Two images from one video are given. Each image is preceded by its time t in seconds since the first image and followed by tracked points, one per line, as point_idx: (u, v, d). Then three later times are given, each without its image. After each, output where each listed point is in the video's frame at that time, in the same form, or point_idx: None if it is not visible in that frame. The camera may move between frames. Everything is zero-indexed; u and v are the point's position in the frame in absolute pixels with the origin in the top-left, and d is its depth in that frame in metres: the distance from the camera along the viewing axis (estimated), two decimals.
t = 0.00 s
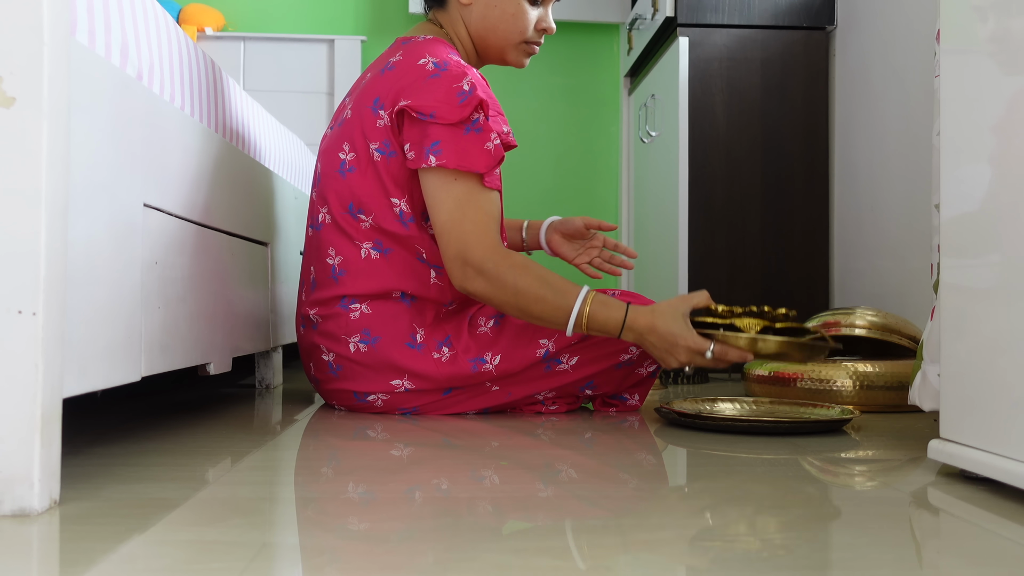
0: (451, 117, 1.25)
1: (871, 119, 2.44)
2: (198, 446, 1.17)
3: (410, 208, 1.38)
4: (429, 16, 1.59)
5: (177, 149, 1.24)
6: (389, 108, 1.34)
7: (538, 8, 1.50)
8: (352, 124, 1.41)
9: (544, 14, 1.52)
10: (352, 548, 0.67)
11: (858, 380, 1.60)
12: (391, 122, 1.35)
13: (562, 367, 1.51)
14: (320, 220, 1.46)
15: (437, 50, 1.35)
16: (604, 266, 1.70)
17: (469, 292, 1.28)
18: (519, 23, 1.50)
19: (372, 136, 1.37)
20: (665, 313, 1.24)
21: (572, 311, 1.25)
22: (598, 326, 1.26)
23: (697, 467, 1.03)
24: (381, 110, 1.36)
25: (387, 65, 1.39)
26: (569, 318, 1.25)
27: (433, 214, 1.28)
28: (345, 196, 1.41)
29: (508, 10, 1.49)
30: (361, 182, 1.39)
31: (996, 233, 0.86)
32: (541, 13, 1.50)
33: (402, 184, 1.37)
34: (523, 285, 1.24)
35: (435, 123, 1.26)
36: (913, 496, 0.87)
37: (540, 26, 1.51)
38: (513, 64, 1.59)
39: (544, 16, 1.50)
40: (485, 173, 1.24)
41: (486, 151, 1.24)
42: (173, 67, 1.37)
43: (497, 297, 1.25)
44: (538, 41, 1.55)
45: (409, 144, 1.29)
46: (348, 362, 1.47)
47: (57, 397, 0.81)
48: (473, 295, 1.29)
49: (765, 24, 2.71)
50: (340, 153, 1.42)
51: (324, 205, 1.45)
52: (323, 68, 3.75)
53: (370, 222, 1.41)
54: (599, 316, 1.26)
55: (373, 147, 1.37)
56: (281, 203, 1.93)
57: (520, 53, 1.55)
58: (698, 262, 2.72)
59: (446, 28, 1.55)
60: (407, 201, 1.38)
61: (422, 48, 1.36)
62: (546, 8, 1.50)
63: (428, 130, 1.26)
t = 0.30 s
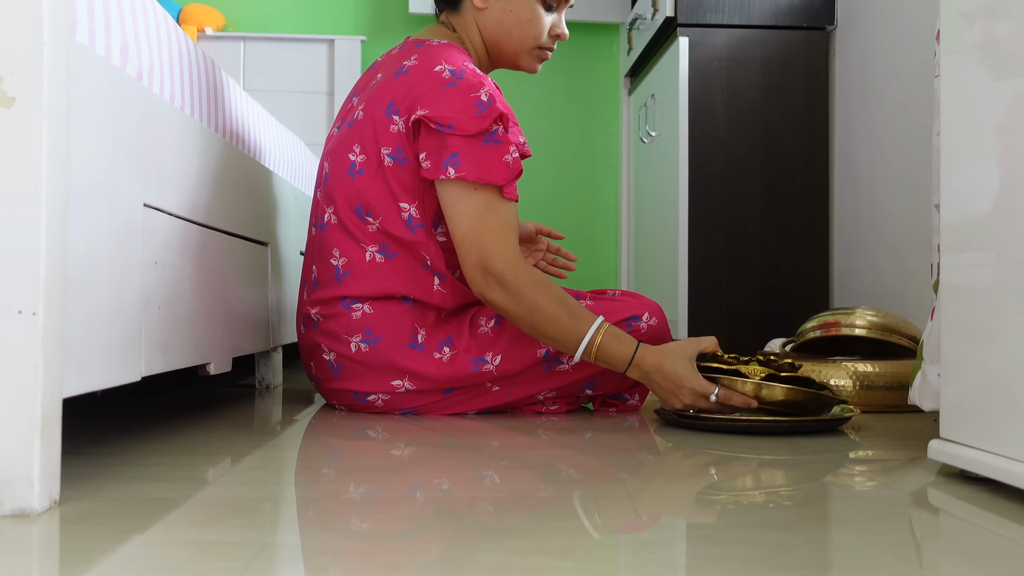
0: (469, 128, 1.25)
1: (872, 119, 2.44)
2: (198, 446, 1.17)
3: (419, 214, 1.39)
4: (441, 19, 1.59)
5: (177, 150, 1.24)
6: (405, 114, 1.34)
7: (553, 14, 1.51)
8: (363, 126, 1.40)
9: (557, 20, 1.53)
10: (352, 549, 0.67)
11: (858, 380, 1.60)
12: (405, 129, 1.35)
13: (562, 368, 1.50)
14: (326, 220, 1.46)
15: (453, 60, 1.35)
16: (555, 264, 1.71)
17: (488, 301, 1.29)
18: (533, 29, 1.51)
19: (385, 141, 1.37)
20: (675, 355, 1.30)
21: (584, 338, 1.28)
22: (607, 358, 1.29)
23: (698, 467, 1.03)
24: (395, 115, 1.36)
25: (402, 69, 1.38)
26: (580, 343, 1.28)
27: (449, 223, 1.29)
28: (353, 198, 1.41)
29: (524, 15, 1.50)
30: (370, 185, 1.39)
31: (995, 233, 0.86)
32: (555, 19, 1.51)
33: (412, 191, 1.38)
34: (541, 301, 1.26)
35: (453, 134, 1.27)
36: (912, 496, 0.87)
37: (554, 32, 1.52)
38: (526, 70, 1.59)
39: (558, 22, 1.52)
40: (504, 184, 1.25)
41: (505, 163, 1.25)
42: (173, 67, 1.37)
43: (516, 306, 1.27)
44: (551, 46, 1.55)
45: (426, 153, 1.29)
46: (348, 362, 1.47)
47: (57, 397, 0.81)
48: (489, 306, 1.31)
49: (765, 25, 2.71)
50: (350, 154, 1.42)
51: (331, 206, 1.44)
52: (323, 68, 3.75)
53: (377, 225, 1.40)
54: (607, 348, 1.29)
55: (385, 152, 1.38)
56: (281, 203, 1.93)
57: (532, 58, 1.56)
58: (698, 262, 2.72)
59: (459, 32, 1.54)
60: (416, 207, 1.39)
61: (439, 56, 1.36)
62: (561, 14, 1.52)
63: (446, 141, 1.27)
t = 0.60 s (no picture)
0: (471, 124, 1.25)
1: (872, 119, 2.44)
2: (198, 446, 1.17)
3: (421, 213, 1.39)
4: (443, 20, 1.58)
5: (177, 150, 1.24)
6: (407, 113, 1.34)
7: (555, 15, 1.52)
8: (366, 125, 1.40)
9: (559, 21, 1.54)
10: (353, 549, 0.67)
11: (858, 380, 1.60)
12: (407, 127, 1.35)
13: (562, 367, 1.50)
14: (327, 220, 1.46)
15: (454, 58, 1.35)
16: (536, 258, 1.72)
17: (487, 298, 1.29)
18: (536, 30, 1.51)
19: (387, 140, 1.37)
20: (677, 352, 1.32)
21: (586, 334, 1.29)
22: (611, 351, 1.30)
23: (698, 467, 1.03)
24: (398, 114, 1.36)
25: (404, 68, 1.38)
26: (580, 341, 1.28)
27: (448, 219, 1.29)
28: (355, 197, 1.41)
29: (527, 16, 1.50)
30: (372, 184, 1.39)
31: (995, 232, 0.86)
32: (558, 20, 1.52)
33: (414, 189, 1.38)
34: (540, 295, 1.27)
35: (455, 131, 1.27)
36: (912, 496, 0.87)
37: (556, 33, 1.52)
38: (528, 71, 1.59)
39: (561, 22, 1.52)
40: (506, 180, 1.25)
41: (507, 160, 1.25)
42: (173, 66, 1.37)
43: (515, 303, 1.27)
44: (553, 47, 1.56)
45: (428, 151, 1.29)
46: (349, 362, 1.47)
47: (57, 397, 0.81)
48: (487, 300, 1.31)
49: (765, 25, 2.71)
50: (352, 154, 1.42)
51: (333, 206, 1.44)
52: (323, 68, 3.75)
53: (379, 225, 1.40)
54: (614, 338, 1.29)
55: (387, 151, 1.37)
56: (281, 203, 1.93)
57: (535, 59, 1.56)
58: (698, 262, 2.72)
59: (461, 32, 1.54)
60: (419, 206, 1.39)
61: (440, 55, 1.36)
62: (563, 15, 1.53)
63: (448, 138, 1.27)
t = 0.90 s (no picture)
0: (468, 120, 1.25)
1: (872, 119, 2.44)
2: (198, 446, 1.17)
3: (420, 211, 1.39)
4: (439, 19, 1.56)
5: (177, 150, 1.24)
6: (405, 111, 1.35)
7: (554, 17, 1.54)
8: (364, 125, 1.40)
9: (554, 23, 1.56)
10: (354, 550, 0.67)
11: (858, 380, 1.60)
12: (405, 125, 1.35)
13: (561, 367, 1.50)
14: (326, 221, 1.46)
15: (449, 55, 1.35)
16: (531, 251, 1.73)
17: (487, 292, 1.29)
18: (539, 32, 1.52)
19: (385, 139, 1.38)
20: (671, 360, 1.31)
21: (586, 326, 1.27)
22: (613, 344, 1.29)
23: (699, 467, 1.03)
24: (395, 113, 1.36)
25: (401, 68, 1.39)
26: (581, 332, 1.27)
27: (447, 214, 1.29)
28: (354, 197, 1.41)
29: (531, 17, 1.51)
30: (371, 184, 1.39)
31: (994, 232, 0.86)
32: (556, 21, 1.54)
33: (412, 187, 1.38)
34: (540, 288, 1.26)
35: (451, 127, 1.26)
36: (912, 496, 0.87)
37: (553, 35, 1.55)
38: (523, 70, 1.60)
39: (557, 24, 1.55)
40: (502, 175, 1.25)
41: (503, 154, 1.24)
42: (172, 66, 1.37)
43: (515, 297, 1.27)
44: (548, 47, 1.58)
45: (424, 147, 1.29)
46: (348, 361, 1.47)
47: (57, 397, 0.81)
48: (486, 294, 1.31)
49: (765, 24, 2.71)
50: (350, 154, 1.42)
51: (331, 206, 1.44)
52: (323, 68, 3.75)
53: (378, 224, 1.40)
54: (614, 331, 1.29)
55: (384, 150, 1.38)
56: (281, 203, 1.93)
57: (533, 59, 1.57)
58: (697, 262, 2.72)
59: (464, 32, 1.53)
60: (418, 205, 1.38)
61: (436, 54, 1.36)
62: (558, 16, 1.55)
63: (444, 135, 1.26)
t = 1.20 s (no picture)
0: (502, 112, 1.25)
1: (873, 119, 2.44)
2: (198, 446, 1.17)
3: (445, 204, 1.39)
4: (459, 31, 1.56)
5: (177, 150, 1.24)
6: (436, 105, 1.35)
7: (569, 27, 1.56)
8: (392, 118, 1.41)
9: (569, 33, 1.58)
10: (353, 550, 0.67)
11: (858, 380, 1.60)
12: (436, 119, 1.36)
13: (562, 367, 1.51)
14: (343, 212, 1.45)
15: (481, 56, 1.36)
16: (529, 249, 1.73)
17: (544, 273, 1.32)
18: (558, 42, 1.54)
19: (414, 132, 1.37)
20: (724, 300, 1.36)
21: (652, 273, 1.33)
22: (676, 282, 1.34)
23: (699, 467, 1.02)
24: (426, 107, 1.37)
25: (432, 65, 1.39)
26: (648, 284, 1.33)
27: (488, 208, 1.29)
28: (374, 187, 1.41)
29: (551, 28, 1.52)
30: (394, 175, 1.39)
31: (994, 233, 0.86)
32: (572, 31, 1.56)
33: (437, 181, 1.38)
34: (599, 255, 1.31)
35: (485, 119, 1.26)
36: (912, 496, 0.87)
37: (570, 45, 1.56)
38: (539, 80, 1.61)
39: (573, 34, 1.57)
40: (538, 165, 1.26)
41: (536, 145, 1.25)
42: (173, 66, 1.37)
43: (576, 269, 1.30)
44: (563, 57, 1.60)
45: (459, 139, 1.29)
46: (351, 354, 1.47)
47: (57, 397, 0.81)
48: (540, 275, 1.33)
49: (765, 24, 2.71)
50: (375, 147, 1.42)
51: (349, 197, 1.44)
52: (323, 68, 3.74)
53: (396, 216, 1.40)
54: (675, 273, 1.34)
55: (414, 143, 1.37)
56: (281, 203, 1.93)
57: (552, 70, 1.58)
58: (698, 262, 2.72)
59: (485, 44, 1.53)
60: (442, 197, 1.38)
61: (468, 54, 1.37)
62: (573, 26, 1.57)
63: (478, 126, 1.26)
